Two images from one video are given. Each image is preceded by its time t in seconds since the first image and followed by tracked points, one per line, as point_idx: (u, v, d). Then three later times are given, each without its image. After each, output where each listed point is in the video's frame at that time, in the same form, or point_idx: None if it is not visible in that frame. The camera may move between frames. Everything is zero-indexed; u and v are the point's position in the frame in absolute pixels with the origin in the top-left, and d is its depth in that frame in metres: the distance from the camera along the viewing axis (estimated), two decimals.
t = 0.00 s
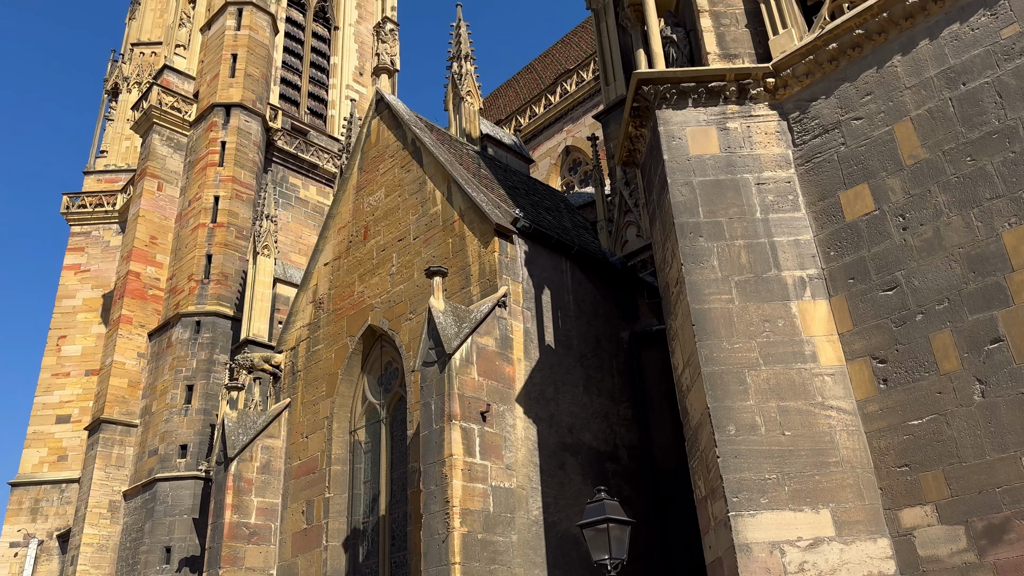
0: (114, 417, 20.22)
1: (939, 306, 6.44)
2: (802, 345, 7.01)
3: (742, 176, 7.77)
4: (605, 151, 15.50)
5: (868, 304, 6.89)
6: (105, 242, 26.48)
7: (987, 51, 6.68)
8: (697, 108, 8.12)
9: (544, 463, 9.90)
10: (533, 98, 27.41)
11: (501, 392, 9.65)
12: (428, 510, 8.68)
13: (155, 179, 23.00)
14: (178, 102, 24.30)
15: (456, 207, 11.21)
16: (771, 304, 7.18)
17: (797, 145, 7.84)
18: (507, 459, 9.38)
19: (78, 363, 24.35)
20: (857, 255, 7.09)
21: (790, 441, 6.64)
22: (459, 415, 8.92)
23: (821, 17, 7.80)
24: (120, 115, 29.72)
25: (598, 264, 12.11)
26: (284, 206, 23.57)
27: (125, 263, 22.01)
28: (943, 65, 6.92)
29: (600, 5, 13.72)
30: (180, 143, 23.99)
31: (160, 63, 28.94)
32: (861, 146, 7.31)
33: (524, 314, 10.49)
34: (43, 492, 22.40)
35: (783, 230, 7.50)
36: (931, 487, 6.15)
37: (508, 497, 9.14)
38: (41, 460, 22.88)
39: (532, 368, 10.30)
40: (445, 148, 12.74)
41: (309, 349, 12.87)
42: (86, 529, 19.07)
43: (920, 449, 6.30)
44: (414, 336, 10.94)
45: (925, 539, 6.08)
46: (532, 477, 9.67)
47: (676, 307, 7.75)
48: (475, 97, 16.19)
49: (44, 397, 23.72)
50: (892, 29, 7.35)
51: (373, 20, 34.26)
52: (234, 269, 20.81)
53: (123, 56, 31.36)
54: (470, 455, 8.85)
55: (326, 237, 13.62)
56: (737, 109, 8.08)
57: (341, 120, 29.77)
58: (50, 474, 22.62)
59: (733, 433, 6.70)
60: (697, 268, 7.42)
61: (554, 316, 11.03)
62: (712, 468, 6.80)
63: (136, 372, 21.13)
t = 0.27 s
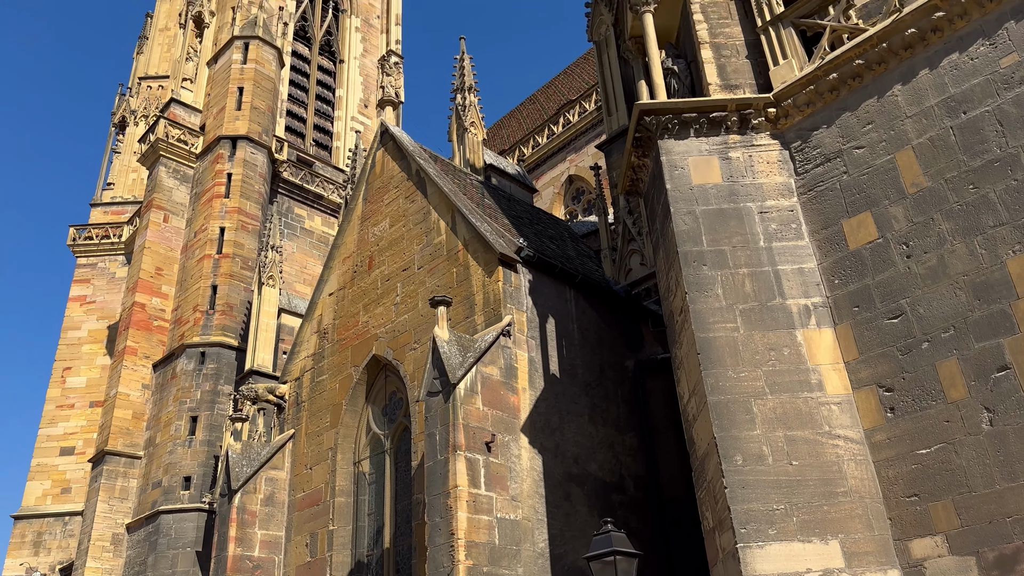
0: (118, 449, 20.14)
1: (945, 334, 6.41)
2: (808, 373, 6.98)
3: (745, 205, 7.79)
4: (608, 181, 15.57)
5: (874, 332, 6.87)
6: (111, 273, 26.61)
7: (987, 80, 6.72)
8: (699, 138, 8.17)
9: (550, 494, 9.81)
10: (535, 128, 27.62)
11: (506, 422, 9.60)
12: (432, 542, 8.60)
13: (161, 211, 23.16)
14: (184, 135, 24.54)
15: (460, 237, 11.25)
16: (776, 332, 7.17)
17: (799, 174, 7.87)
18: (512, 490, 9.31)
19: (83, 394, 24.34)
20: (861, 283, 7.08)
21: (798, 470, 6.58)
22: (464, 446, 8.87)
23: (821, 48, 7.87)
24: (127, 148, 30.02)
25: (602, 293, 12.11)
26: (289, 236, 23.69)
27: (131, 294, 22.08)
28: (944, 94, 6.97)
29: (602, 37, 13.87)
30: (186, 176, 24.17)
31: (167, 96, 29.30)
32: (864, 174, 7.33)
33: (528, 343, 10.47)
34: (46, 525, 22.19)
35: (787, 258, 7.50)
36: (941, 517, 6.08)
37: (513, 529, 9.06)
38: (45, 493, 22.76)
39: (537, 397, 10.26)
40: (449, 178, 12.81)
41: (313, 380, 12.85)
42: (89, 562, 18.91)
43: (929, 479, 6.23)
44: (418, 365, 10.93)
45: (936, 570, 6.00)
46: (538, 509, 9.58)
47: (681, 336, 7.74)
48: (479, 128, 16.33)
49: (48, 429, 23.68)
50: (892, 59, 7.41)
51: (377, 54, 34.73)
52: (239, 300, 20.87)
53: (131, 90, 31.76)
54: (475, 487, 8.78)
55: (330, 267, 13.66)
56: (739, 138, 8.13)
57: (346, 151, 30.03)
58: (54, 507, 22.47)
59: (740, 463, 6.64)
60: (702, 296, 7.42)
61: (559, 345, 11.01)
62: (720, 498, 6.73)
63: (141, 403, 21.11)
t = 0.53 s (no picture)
0: (121, 482, 20.02)
1: (951, 364, 6.38)
2: (815, 404, 6.94)
3: (748, 235, 7.81)
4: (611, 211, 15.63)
5: (879, 362, 6.84)
6: (116, 305, 26.69)
7: (987, 110, 6.76)
8: (701, 168, 8.22)
9: (555, 527, 9.71)
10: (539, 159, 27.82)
11: (511, 453, 9.54)
12: None
13: (166, 243, 23.28)
14: (190, 168, 24.77)
15: (464, 268, 11.28)
16: (782, 362, 7.14)
17: (802, 204, 7.90)
18: (517, 523, 9.21)
19: (86, 427, 24.28)
20: (866, 313, 7.07)
21: (805, 502, 6.51)
22: (468, 478, 8.81)
23: (822, 80, 7.94)
24: (133, 181, 30.27)
25: (606, 323, 12.10)
26: (294, 267, 23.77)
27: (135, 326, 22.12)
28: (944, 124, 7.01)
29: (604, 70, 14.01)
30: (192, 208, 24.34)
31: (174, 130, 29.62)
32: (866, 205, 7.35)
33: (533, 374, 10.44)
34: (48, 560, 21.95)
35: (791, 288, 7.50)
36: (951, 550, 5.99)
37: (518, 563, 8.95)
38: (47, 526, 22.58)
39: (542, 428, 10.20)
40: (454, 209, 12.88)
41: (317, 412, 12.80)
42: None
43: (938, 511, 6.16)
44: (422, 397, 10.89)
45: None
46: (543, 542, 9.48)
47: (686, 366, 7.71)
48: (483, 159, 16.45)
49: (51, 462, 23.59)
50: (892, 90, 7.46)
51: (382, 87, 35.14)
52: (243, 331, 20.89)
53: (138, 124, 32.11)
54: (479, 520, 8.70)
55: (335, 298, 13.69)
56: (741, 169, 8.18)
57: (351, 183, 30.25)
58: (56, 541, 22.27)
59: (748, 496, 6.57)
60: (706, 325, 7.41)
61: (564, 376, 10.97)
62: (727, 531, 6.66)
63: (144, 436, 21.05)
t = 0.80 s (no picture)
0: (119, 515, 19.84)
1: (953, 396, 6.35)
2: (817, 436, 6.90)
3: (748, 266, 7.83)
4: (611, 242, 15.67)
5: (881, 394, 6.81)
6: (117, 336, 26.68)
7: (984, 143, 6.81)
8: (701, 200, 8.27)
9: (557, 561, 9.60)
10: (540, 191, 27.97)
11: (512, 486, 9.46)
12: None
13: (168, 275, 23.34)
14: (193, 200, 24.92)
15: (466, 299, 11.29)
16: (784, 394, 7.11)
17: (802, 235, 7.93)
18: (518, 557, 9.11)
19: (85, 460, 24.13)
20: (867, 344, 7.06)
21: (809, 536, 6.45)
22: (469, 511, 8.73)
23: (820, 113, 8.01)
24: (136, 213, 30.44)
25: (607, 354, 12.07)
26: (295, 298, 23.80)
27: (136, 357, 22.09)
28: (942, 157, 7.06)
29: (604, 103, 14.14)
30: (194, 240, 24.44)
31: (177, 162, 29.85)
32: (865, 236, 7.38)
33: (534, 405, 10.39)
34: None
35: (792, 319, 7.50)
36: None
37: None
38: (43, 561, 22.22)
39: (544, 460, 10.13)
40: (455, 241, 12.92)
41: (316, 444, 12.73)
42: None
43: (943, 545, 6.09)
44: (423, 429, 10.84)
45: None
46: None
47: (688, 398, 7.69)
48: (484, 191, 16.55)
49: (49, 495, 23.40)
50: (889, 123, 7.53)
51: (384, 119, 35.45)
52: (244, 363, 20.85)
53: (141, 156, 32.37)
54: (480, 554, 8.60)
55: (336, 329, 13.69)
56: (740, 201, 8.23)
57: (352, 214, 30.39)
58: None
59: (751, 529, 6.51)
60: (707, 357, 7.39)
61: (565, 407, 10.92)
62: (731, 565, 6.58)
63: (143, 468, 20.92)
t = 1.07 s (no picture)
0: (111, 548, 19.59)
1: (949, 429, 6.33)
2: (814, 469, 6.87)
3: (744, 298, 7.84)
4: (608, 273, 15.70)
5: (878, 427, 6.79)
6: (111, 366, 26.56)
7: (976, 177, 6.87)
8: (696, 232, 8.31)
9: None
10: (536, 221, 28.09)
11: (507, 519, 9.37)
12: None
13: (164, 304, 23.30)
14: (190, 229, 24.97)
15: (462, 329, 11.28)
16: (780, 426, 7.09)
17: (796, 267, 7.96)
18: None
19: (77, 491, 23.88)
20: (862, 376, 7.06)
21: (807, 570, 6.38)
22: (464, 545, 8.64)
23: (813, 146, 8.09)
24: (133, 242, 30.47)
25: (603, 385, 12.04)
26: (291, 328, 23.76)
27: (130, 387, 21.96)
28: (934, 190, 7.11)
29: (599, 135, 14.26)
30: (191, 269, 24.44)
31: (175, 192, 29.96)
32: (860, 269, 7.41)
33: (530, 437, 10.33)
34: None
35: (787, 351, 7.50)
36: None
37: None
38: None
39: (540, 493, 10.04)
40: (451, 271, 12.95)
41: (311, 475, 12.63)
42: None
43: None
44: (418, 460, 10.76)
45: None
46: None
47: (684, 431, 7.65)
48: (481, 221, 16.62)
49: (40, 527, 23.11)
50: (882, 157, 7.60)
51: (382, 150, 35.67)
52: (238, 393, 20.74)
53: (140, 186, 32.49)
54: None
55: (332, 359, 13.65)
56: (735, 233, 8.27)
57: (349, 243, 30.46)
58: None
59: (749, 563, 6.44)
60: (704, 388, 7.38)
61: (561, 439, 10.86)
62: None
63: (135, 499, 20.70)
